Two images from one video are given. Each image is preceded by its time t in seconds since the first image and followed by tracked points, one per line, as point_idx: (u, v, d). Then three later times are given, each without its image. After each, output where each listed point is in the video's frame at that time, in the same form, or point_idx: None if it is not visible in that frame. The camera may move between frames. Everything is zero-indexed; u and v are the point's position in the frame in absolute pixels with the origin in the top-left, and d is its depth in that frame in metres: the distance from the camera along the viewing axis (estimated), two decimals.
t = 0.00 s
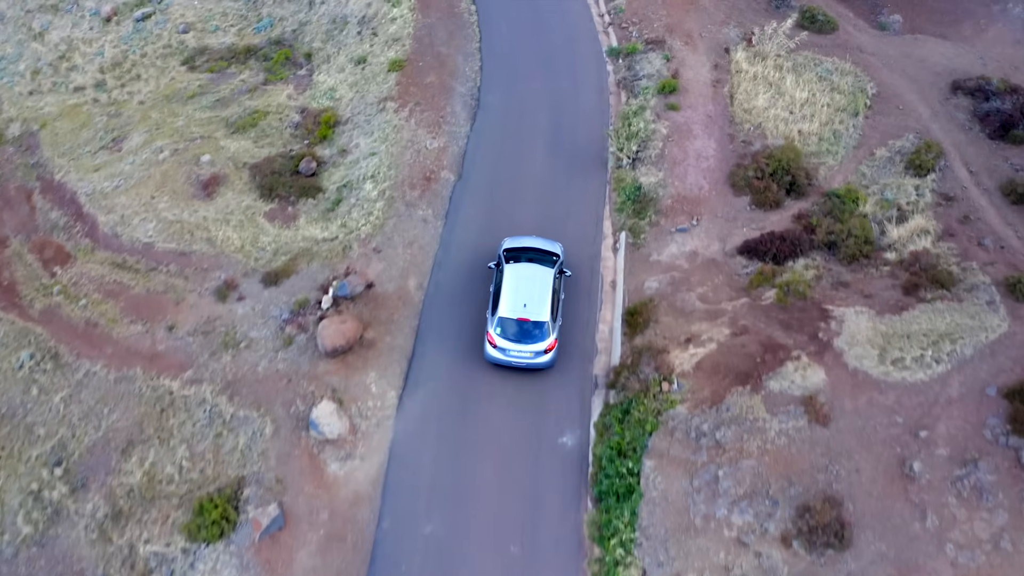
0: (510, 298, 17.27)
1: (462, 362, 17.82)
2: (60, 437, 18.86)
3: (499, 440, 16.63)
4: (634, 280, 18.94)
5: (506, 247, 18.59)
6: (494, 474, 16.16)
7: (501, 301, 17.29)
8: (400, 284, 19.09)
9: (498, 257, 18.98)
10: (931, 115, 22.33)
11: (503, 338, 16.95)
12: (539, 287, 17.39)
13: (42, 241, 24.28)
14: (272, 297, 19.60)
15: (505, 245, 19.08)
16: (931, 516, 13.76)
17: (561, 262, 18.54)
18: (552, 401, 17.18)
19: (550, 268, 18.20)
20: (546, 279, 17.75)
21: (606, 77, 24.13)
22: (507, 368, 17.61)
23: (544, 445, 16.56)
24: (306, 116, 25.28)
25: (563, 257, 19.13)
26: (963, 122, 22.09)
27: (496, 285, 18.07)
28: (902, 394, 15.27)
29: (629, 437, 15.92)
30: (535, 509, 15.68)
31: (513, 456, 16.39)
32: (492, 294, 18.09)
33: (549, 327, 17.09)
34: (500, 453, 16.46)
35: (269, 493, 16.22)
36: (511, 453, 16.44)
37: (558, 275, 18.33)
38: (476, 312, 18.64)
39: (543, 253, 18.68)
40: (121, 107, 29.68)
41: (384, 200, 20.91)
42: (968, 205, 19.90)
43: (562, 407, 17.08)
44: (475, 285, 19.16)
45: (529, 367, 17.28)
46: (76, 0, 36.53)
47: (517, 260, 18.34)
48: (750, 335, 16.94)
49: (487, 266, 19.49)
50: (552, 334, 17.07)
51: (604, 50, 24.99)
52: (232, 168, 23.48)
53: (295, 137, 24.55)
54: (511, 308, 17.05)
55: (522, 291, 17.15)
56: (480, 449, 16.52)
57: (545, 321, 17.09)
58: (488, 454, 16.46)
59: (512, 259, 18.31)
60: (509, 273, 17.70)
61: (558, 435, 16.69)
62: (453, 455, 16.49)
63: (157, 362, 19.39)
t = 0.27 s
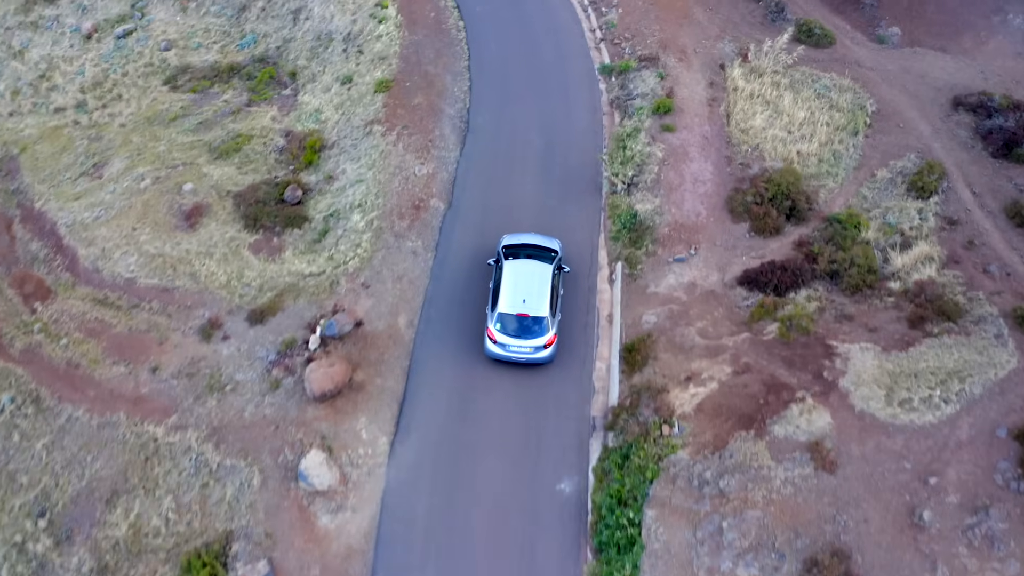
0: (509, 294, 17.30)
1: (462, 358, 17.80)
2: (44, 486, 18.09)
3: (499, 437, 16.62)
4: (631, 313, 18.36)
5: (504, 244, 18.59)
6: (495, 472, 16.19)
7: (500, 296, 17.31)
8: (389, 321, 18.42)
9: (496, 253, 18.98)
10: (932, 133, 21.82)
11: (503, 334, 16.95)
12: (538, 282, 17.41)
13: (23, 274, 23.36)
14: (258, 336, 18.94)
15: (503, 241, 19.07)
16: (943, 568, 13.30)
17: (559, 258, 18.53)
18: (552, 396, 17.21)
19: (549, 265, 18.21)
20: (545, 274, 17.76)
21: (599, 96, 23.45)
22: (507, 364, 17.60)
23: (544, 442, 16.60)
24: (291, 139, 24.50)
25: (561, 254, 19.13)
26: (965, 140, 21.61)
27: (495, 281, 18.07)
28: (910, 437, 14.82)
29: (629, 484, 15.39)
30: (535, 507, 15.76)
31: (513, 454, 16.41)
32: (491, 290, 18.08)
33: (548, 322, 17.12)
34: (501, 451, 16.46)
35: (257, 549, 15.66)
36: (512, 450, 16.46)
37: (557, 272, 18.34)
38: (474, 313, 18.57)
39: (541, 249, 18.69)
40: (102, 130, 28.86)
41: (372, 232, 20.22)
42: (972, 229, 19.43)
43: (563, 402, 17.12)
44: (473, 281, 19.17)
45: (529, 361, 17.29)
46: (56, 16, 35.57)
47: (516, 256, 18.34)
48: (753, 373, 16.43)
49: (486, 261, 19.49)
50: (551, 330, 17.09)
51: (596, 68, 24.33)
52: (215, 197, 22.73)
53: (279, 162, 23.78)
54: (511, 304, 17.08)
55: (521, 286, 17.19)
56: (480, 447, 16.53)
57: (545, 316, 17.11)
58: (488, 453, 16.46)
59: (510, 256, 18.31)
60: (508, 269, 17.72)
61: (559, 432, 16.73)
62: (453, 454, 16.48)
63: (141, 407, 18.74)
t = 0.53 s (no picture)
0: (509, 294, 17.49)
1: (463, 358, 17.96)
2: (30, 535, 17.20)
3: (500, 436, 16.82)
4: (629, 348, 17.91)
5: (503, 245, 18.77)
6: (496, 471, 16.37)
7: (499, 297, 17.52)
8: (382, 359, 17.93)
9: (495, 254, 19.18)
10: (933, 152, 21.44)
11: (502, 333, 17.17)
12: (537, 282, 17.60)
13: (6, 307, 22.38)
14: (247, 376, 18.42)
15: (502, 242, 19.24)
16: None
17: (557, 258, 18.69)
18: (552, 394, 17.39)
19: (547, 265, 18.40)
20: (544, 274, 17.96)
21: (592, 117, 22.91)
22: (507, 362, 17.80)
23: (545, 440, 16.78)
24: (278, 164, 23.86)
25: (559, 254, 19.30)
26: (966, 160, 21.24)
27: (495, 282, 18.27)
28: (918, 480, 14.49)
29: (631, 532, 14.95)
30: (535, 505, 15.92)
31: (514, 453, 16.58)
32: (491, 290, 18.27)
33: (547, 322, 17.33)
34: (501, 450, 16.65)
35: None
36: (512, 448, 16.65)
37: (555, 272, 18.53)
38: (475, 314, 18.68)
39: (540, 250, 18.87)
40: (86, 153, 28.15)
41: (362, 264, 19.66)
42: (976, 254, 19.08)
43: (563, 400, 17.30)
44: (473, 281, 19.30)
45: (528, 360, 17.48)
46: (39, 34, 34.69)
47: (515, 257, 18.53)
48: (755, 412, 16.05)
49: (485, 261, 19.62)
50: (550, 329, 17.30)
51: (590, 87, 23.79)
52: (201, 228, 22.12)
53: (267, 188, 23.15)
54: (510, 304, 17.29)
55: (520, 286, 17.38)
56: (481, 447, 16.71)
57: (543, 315, 17.32)
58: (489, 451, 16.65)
59: (509, 257, 18.49)
60: (507, 269, 17.92)
61: (558, 430, 16.91)
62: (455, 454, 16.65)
63: (129, 451, 18.16)
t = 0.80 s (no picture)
0: (507, 298, 17.68)
1: (464, 364, 18.09)
2: None
3: (500, 440, 16.96)
4: (628, 395, 17.45)
5: (501, 249, 18.94)
6: (497, 474, 16.53)
7: (498, 301, 17.73)
8: (374, 412, 17.44)
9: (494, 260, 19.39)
10: (934, 181, 21.04)
11: (502, 337, 17.37)
12: (535, 286, 17.77)
13: None
14: (235, 432, 17.84)
15: (501, 247, 19.41)
16: None
17: (555, 262, 18.83)
18: (552, 396, 17.53)
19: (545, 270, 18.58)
20: (542, 279, 18.15)
21: (586, 147, 22.32)
22: (508, 366, 17.97)
23: (545, 442, 16.93)
24: (264, 200, 23.14)
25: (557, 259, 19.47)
26: (969, 187, 20.85)
27: (494, 286, 18.46)
28: (927, 539, 14.18)
29: None
30: (536, 501, 16.20)
31: (515, 457, 16.72)
32: (490, 295, 18.45)
33: (546, 325, 17.50)
34: (502, 453, 16.82)
35: None
36: (512, 451, 16.80)
37: (553, 276, 18.68)
38: (474, 321, 18.77)
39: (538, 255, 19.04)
40: (68, 186, 27.30)
41: (352, 309, 19.03)
42: (980, 288, 18.69)
43: (563, 402, 17.44)
44: (472, 286, 19.44)
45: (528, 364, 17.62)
46: (19, 58, 33.41)
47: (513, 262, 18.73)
48: (759, 466, 15.66)
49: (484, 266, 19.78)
50: (549, 332, 17.47)
51: (582, 114, 23.21)
52: (186, 270, 21.50)
53: (252, 226, 22.48)
54: (509, 308, 17.48)
55: (519, 291, 17.55)
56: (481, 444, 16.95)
57: (542, 318, 17.49)
58: (491, 454, 16.81)
59: (508, 261, 18.66)
60: (506, 274, 18.13)
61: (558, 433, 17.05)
62: (456, 458, 16.81)
63: (116, 511, 17.35)
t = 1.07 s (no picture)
0: (506, 304, 17.75)
1: (464, 368, 18.23)
2: None
3: (501, 443, 17.10)
4: (627, 442, 17.03)
5: (500, 256, 19.03)
6: (498, 476, 16.68)
7: (497, 308, 17.78)
8: (367, 463, 16.99)
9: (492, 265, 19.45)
10: (936, 209, 20.64)
11: (501, 343, 17.47)
12: (534, 292, 17.85)
13: None
14: (227, 484, 17.28)
15: (499, 253, 19.49)
16: None
17: (553, 267, 18.87)
18: (552, 399, 17.68)
19: (543, 274, 18.61)
20: (540, 284, 18.18)
21: (581, 178, 21.79)
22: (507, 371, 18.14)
23: (546, 445, 17.08)
24: (253, 234, 22.54)
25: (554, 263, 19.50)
26: (972, 215, 20.46)
27: (493, 292, 18.54)
28: None
29: None
30: (537, 496, 16.43)
31: (515, 459, 16.86)
32: (489, 301, 18.53)
33: (545, 330, 17.58)
34: (502, 456, 16.95)
35: None
36: (512, 453, 16.96)
37: (552, 281, 18.73)
38: (474, 327, 18.92)
39: (535, 260, 19.07)
40: (53, 217, 26.53)
41: (344, 353, 18.52)
42: (985, 323, 18.32)
43: (563, 405, 17.59)
44: (470, 290, 19.60)
45: (527, 368, 17.75)
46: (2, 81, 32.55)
47: (511, 268, 18.77)
48: (762, 518, 15.29)
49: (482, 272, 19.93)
50: (548, 337, 17.56)
51: (577, 143, 22.72)
52: (174, 309, 20.93)
53: (241, 262, 21.93)
54: (508, 314, 17.55)
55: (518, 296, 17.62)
56: (483, 442, 17.14)
57: (540, 324, 17.55)
58: (491, 456, 16.96)
59: (506, 268, 18.75)
60: (504, 280, 18.17)
61: (558, 437, 17.19)
62: (457, 460, 16.94)
63: (106, 567, 16.60)
